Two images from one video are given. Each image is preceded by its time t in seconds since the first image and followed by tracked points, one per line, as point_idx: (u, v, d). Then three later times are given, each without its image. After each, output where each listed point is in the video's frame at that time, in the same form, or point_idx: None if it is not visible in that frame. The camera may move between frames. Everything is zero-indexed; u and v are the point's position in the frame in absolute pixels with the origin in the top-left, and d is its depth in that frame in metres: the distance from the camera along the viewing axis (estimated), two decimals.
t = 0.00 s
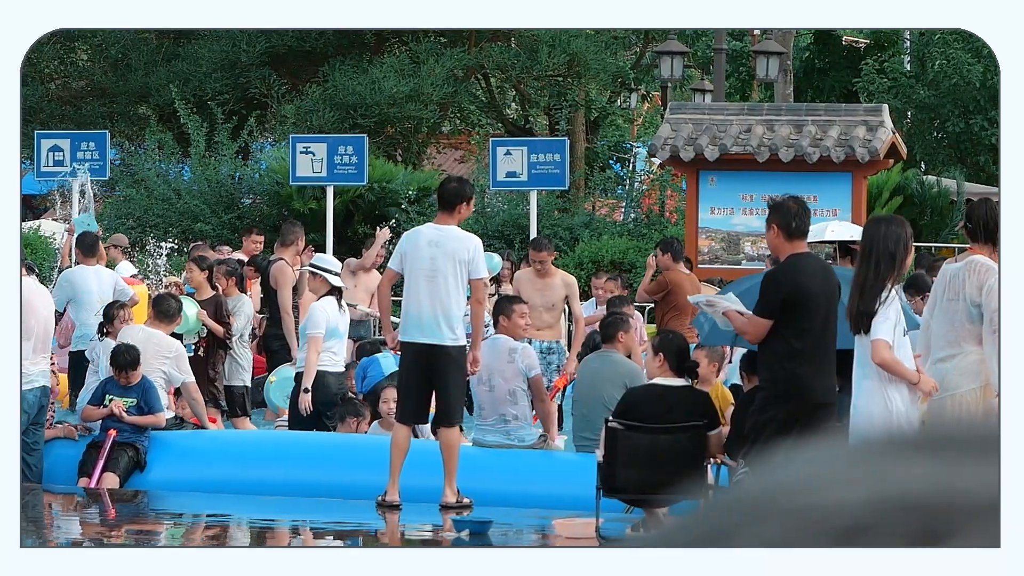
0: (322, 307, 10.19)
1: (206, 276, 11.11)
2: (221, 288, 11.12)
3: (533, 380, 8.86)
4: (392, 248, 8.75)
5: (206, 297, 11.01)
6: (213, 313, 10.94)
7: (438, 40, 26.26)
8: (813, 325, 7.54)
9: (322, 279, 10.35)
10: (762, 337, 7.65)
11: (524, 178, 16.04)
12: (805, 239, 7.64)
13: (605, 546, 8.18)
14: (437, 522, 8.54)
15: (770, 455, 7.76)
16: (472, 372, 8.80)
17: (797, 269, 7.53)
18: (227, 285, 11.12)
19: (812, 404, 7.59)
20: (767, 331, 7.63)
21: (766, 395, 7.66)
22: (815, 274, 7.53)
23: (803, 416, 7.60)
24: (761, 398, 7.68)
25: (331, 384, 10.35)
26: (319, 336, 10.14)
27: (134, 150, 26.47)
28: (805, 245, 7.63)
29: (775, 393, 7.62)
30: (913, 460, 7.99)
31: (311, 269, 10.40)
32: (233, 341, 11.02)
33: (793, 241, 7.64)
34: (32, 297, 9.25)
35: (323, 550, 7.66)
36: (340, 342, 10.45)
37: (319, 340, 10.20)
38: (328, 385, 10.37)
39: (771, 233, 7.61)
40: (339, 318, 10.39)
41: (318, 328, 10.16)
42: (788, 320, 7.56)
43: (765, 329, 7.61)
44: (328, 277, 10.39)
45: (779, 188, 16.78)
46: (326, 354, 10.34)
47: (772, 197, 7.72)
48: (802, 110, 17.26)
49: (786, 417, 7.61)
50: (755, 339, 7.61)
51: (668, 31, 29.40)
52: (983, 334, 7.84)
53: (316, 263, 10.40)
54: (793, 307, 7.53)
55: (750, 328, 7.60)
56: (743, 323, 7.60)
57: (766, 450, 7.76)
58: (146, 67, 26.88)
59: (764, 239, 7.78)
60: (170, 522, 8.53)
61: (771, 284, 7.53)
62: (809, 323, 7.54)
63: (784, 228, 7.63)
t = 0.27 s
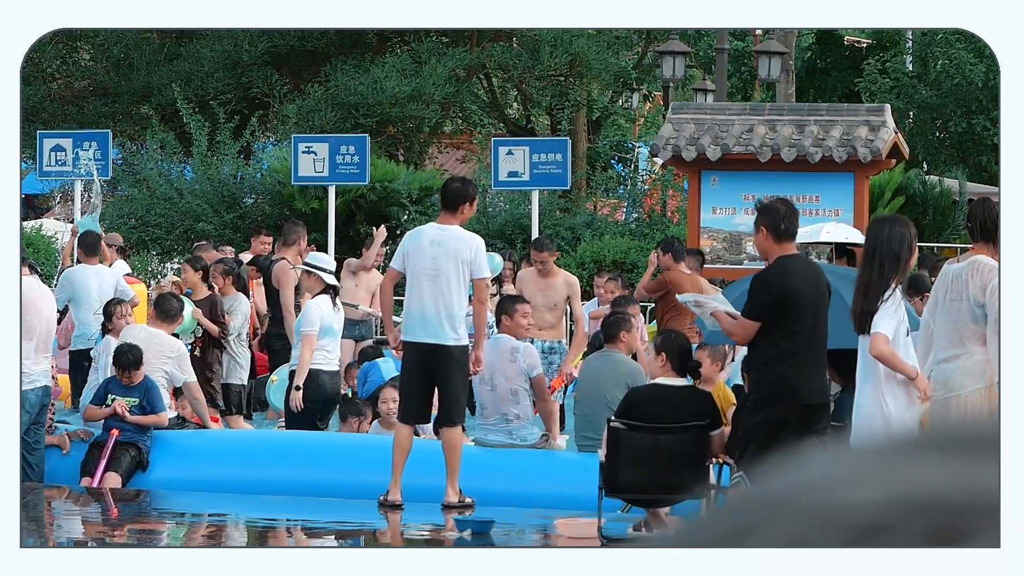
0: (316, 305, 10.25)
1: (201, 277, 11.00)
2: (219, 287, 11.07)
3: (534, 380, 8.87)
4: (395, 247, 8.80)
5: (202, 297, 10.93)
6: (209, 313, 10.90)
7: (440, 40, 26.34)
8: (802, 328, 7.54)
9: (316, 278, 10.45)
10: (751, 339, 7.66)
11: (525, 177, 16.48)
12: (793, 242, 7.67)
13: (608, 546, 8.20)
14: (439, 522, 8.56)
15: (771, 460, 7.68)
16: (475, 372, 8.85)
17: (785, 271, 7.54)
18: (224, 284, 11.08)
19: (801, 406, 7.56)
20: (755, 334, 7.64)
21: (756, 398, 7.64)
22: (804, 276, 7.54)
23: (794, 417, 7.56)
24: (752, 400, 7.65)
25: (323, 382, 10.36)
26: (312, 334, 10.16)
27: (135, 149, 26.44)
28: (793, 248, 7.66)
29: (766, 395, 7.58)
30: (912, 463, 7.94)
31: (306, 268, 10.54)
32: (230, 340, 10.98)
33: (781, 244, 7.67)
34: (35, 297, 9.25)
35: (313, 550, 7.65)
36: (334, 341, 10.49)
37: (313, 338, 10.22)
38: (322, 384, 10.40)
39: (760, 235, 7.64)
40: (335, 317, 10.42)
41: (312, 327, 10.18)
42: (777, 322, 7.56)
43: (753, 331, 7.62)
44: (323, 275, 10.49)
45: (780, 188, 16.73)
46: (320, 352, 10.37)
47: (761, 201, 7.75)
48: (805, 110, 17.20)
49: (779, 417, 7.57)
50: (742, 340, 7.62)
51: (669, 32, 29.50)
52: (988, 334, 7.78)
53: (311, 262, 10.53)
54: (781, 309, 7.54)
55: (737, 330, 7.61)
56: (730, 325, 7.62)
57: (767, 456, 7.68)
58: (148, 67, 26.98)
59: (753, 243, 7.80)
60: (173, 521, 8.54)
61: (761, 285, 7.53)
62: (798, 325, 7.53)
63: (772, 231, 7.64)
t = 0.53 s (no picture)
0: (312, 304, 10.45)
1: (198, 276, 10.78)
2: (217, 286, 10.78)
3: (539, 378, 8.88)
4: (400, 246, 8.83)
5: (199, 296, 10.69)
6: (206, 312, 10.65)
7: (443, 39, 26.96)
8: (791, 330, 7.50)
9: (314, 277, 10.65)
10: (740, 340, 7.64)
11: (530, 176, 16.49)
12: (783, 242, 7.66)
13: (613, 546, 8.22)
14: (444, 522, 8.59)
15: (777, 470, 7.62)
16: (480, 371, 8.89)
17: (773, 272, 7.52)
18: (223, 283, 10.78)
19: (791, 408, 7.51)
20: (745, 336, 7.62)
21: (746, 399, 7.61)
22: (793, 277, 7.52)
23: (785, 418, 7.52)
24: (742, 400, 7.63)
25: (320, 381, 10.52)
26: (307, 331, 10.33)
27: (141, 149, 26.83)
28: (783, 248, 7.64)
29: (757, 396, 7.55)
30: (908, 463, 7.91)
31: (303, 268, 10.71)
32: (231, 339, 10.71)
33: (771, 245, 7.65)
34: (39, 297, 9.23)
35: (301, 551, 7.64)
36: (331, 340, 10.64)
37: (308, 336, 10.39)
38: (320, 381, 10.58)
39: (750, 237, 7.64)
40: (331, 315, 10.60)
41: (308, 324, 10.36)
42: (766, 323, 7.53)
43: (741, 333, 7.60)
44: (319, 274, 10.67)
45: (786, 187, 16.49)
46: (317, 350, 10.50)
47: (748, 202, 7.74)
48: (810, 108, 17.06)
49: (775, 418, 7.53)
50: (731, 342, 7.62)
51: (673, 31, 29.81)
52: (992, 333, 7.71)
53: (307, 261, 10.67)
54: (770, 310, 7.51)
55: (727, 332, 7.59)
56: (720, 326, 7.63)
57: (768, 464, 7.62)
58: (151, 66, 27.71)
59: (744, 246, 7.80)
60: (179, 521, 8.56)
61: (749, 286, 7.51)
62: (787, 327, 7.50)
63: (762, 232, 7.63)
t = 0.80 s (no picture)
0: (315, 303, 10.38)
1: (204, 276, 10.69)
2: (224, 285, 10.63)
3: (552, 377, 8.86)
4: (413, 245, 8.87)
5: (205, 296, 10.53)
6: (211, 311, 10.48)
7: (455, 39, 26.73)
8: (788, 330, 7.51)
9: (318, 276, 10.66)
10: (738, 341, 7.65)
11: (541, 176, 16.44)
12: (780, 243, 7.66)
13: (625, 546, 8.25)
14: (456, 522, 8.61)
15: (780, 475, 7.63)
16: (492, 371, 8.89)
17: (768, 273, 7.53)
18: (230, 283, 10.61)
19: (790, 409, 7.54)
20: (743, 336, 7.62)
21: (743, 399, 7.64)
22: (789, 277, 7.53)
23: (784, 419, 7.54)
24: (739, 400, 7.64)
25: (327, 380, 10.44)
26: (310, 330, 10.29)
27: (152, 149, 26.72)
28: (779, 249, 7.65)
29: (754, 397, 7.57)
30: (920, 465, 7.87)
31: (309, 268, 10.68)
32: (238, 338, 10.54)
33: (768, 245, 7.66)
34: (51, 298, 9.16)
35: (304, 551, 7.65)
36: (337, 339, 10.52)
37: (311, 334, 10.36)
38: (326, 381, 10.46)
39: (747, 238, 7.67)
40: (336, 314, 10.50)
41: (311, 323, 10.32)
42: (763, 324, 7.54)
43: (739, 334, 7.60)
44: (324, 274, 10.67)
45: (799, 186, 16.24)
46: (321, 350, 10.40)
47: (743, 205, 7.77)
48: (823, 108, 16.82)
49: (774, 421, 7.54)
50: (729, 343, 7.62)
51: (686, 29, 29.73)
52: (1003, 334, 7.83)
53: (312, 261, 10.73)
54: (767, 311, 7.52)
55: (724, 333, 7.60)
56: (717, 328, 7.63)
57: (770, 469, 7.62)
58: (164, 66, 27.38)
59: (741, 247, 7.82)
60: (191, 520, 8.57)
61: (745, 286, 7.51)
62: (783, 327, 7.51)
63: (759, 232, 7.66)
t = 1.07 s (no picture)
0: (327, 302, 10.36)
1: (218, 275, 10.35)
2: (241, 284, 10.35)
3: (573, 376, 8.87)
4: (434, 245, 8.90)
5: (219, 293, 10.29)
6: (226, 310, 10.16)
7: (475, 38, 26.34)
8: (792, 329, 7.42)
9: (332, 276, 10.54)
10: (743, 340, 7.54)
11: (561, 176, 15.78)
12: (784, 239, 7.57)
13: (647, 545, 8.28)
14: (478, 522, 8.64)
15: (787, 476, 7.55)
16: (513, 370, 8.93)
17: (771, 271, 7.43)
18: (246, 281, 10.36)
19: (795, 408, 7.44)
20: (747, 335, 7.53)
21: (746, 398, 7.55)
22: (793, 275, 7.43)
23: (788, 419, 7.45)
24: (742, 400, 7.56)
25: (343, 378, 10.41)
26: (321, 328, 10.26)
27: (171, 149, 26.37)
28: (784, 246, 7.54)
29: (758, 398, 7.48)
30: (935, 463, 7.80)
31: (322, 267, 10.62)
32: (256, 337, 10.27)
33: (772, 242, 7.57)
34: (68, 298, 9.09)
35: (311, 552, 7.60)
36: (350, 339, 10.48)
37: (323, 332, 10.33)
38: (340, 380, 10.44)
39: (751, 237, 7.57)
40: (349, 313, 10.45)
41: (321, 321, 10.29)
42: (767, 322, 7.44)
43: (743, 332, 7.50)
44: (337, 273, 10.56)
45: (819, 185, 16.09)
46: (336, 349, 10.38)
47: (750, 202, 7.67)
48: (842, 108, 16.85)
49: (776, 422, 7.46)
50: (734, 343, 7.50)
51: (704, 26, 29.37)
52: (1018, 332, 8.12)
53: (326, 260, 10.60)
54: (771, 309, 7.42)
55: (728, 332, 7.49)
56: (723, 326, 7.51)
57: (776, 472, 7.54)
58: (184, 66, 26.97)
59: (745, 245, 7.73)
60: (213, 521, 8.59)
61: (749, 285, 7.43)
62: (788, 326, 7.42)
63: (763, 230, 7.56)
